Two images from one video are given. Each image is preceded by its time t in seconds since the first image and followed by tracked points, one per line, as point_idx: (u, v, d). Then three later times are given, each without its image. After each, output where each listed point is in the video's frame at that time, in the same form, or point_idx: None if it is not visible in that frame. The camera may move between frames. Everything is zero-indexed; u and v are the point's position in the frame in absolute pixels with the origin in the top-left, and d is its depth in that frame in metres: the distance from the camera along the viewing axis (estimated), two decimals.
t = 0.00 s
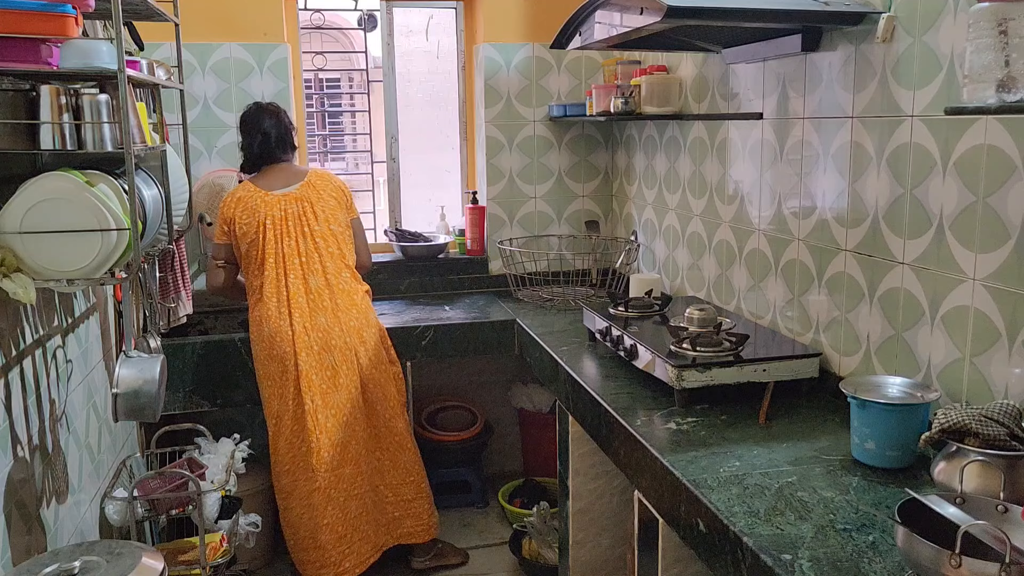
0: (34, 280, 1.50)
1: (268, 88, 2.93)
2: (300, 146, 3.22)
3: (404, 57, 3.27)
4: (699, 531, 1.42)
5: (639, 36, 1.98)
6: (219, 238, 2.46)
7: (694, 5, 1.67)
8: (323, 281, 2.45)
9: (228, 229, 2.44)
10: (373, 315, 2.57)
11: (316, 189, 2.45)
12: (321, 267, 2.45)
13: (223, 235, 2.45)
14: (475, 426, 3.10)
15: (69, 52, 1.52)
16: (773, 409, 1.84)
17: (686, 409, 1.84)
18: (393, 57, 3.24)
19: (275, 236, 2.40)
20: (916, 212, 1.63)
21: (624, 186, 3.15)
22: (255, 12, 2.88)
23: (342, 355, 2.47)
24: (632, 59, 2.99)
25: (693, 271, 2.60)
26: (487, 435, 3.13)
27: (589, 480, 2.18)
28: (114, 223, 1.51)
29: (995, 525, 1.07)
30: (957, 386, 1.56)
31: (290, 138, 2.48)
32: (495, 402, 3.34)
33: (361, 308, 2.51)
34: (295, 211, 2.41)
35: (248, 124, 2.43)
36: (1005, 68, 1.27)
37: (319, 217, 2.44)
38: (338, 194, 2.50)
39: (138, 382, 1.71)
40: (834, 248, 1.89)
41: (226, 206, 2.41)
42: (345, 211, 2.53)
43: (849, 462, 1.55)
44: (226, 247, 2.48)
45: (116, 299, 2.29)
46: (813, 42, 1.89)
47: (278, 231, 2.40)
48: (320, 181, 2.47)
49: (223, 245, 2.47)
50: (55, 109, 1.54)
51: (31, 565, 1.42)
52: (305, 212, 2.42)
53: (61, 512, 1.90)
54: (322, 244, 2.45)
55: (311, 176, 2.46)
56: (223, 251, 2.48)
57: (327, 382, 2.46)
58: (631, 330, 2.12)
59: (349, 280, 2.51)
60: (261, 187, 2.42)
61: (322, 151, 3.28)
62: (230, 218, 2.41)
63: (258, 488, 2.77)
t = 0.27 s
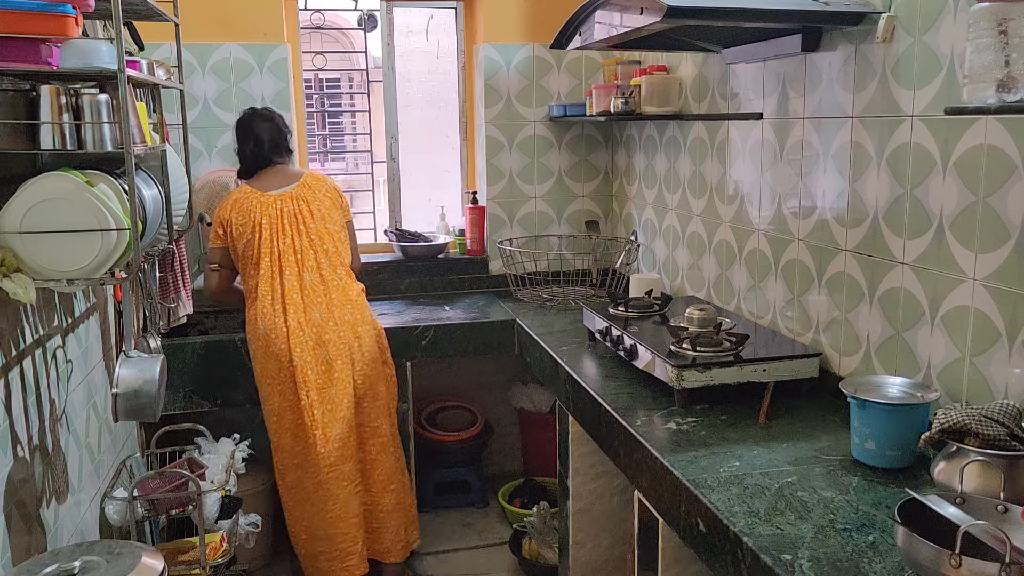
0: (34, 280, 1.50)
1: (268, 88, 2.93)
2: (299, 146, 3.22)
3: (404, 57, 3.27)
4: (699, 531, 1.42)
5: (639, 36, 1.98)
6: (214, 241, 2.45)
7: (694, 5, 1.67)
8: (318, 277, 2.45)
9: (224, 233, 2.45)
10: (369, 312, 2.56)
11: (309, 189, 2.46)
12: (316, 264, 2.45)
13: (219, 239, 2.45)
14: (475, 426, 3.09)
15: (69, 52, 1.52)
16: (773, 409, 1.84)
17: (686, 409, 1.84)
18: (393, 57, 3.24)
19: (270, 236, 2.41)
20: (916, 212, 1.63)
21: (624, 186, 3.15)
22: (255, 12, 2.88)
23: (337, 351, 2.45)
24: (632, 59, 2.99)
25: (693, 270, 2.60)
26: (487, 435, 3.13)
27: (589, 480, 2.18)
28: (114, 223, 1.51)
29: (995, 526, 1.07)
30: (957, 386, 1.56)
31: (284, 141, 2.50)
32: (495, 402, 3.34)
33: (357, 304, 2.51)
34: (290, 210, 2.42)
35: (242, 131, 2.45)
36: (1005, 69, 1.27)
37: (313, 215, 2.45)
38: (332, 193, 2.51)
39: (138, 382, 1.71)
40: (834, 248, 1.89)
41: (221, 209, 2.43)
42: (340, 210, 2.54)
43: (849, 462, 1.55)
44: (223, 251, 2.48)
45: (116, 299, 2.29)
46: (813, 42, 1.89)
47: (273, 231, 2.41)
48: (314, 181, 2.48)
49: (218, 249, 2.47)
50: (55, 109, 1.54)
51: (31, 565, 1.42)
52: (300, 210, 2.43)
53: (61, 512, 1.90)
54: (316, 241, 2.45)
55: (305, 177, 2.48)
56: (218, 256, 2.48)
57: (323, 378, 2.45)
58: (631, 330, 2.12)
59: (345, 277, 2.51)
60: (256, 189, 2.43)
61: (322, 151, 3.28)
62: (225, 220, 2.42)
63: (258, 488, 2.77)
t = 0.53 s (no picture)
0: (34, 280, 1.50)
1: (268, 88, 2.93)
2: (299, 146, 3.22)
3: (404, 57, 3.27)
4: (699, 531, 1.42)
5: (639, 36, 1.98)
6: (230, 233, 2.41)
7: (694, 5, 1.67)
8: (333, 290, 2.43)
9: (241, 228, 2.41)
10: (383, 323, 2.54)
11: (329, 191, 2.39)
12: (333, 275, 2.42)
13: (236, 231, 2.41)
14: (474, 427, 3.09)
15: (69, 52, 1.52)
16: (773, 409, 1.84)
17: (686, 409, 1.84)
18: (393, 57, 3.24)
19: (286, 241, 2.37)
20: (916, 212, 1.63)
21: (625, 186, 3.15)
22: (255, 12, 2.88)
23: (346, 366, 2.45)
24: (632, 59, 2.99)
25: (693, 270, 2.60)
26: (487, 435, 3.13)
27: (590, 479, 2.18)
28: (113, 223, 1.51)
29: (995, 526, 1.07)
30: (957, 387, 1.56)
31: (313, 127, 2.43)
32: (495, 402, 3.34)
33: (370, 318, 2.49)
34: (306, 215, 2.37)
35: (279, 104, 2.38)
36: (1005, 69, 1.27)
37: (334, 221, 2.40)
38: (356, 194, 2.45)
39: (138, 382, 1.71)
40: (834, 248, 1.89)
41: (238, 204, 2.38)
42: (362, 211, 2.48)
43: (849, 462, 1.55)
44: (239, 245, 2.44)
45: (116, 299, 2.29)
46: (813, 42, 1.89)
47: (288, 236, 2.37)
48: (334, 181, 2.41)
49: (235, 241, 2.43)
50: (55, 109, 1.54)
51: (31, 565, 1.42)
52: (319, 216, 2.37)
53: (61, 512, 1.90)
54: (334, 250, 2.41)
55: (326, 176, 2.41)
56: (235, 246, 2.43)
57: (330, 392, 2.46)
58: (631, 330, 2.12)
59: (361, 288, 2.48)
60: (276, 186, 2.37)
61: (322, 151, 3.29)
62: (242, 218, 2.38)
63: (258, 488, 2.77)
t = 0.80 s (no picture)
0: (34, 280, 1.50)
1: (268, 88, 2.93)
2: (299, 145, 3.22)
3: (404, 57, 3.27)
4: (699, 531, 1.42)
5: (639, 36, 1.98)
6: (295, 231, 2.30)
7: (694, 5, 1.67)
8: (387, 305, 2.24)
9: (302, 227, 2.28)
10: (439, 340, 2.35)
11: (391, 198, 2.18)
12: (389, 290, 2.23)
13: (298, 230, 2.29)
14: (474, 427, 3.09)
15: (69, 52, 1.52)
16: (773, 409, 1.84)
17: (686, 409, 1.84)
18: (393, 57, 3.24)
19: (338, 250, 2.20)
20: (916, 212, 1.63)
21: (624, 186, 3.15)
22: (255, 12, 2.88)
23: (396, 385, 2.28)
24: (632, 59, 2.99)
25: (693, 271, 2.60)
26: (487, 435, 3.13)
27: (590, 479, 2.18)
28: (113, 222, 1.51)
29: (995, 526, 1.07)
30: (957, 386, 1.56)
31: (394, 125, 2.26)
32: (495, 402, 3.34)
33: (425, 336, 2.30)
34: (361, 224, 2.18)
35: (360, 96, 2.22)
36: (1005, 69, 1.26)
37: (394, 232, 2.20)
38: (425, 205, 2.23)
39: (138, 382, 1.71)
40: (834, 248, 1.89)
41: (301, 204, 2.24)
42: (422, 224, 2.25)
43: (849, 462, 1.55)
44: (300, 242, 2.33)
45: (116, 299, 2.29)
46: (813, 42, 1.89)
47: (342, 244, 2.19)
48: (403, 185, 2.20)
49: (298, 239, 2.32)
50: (55, 109, 1.54)
51: (31, 565, 1.42)
52: (377, 226, 2.18)
53: (61, 512, 1.90)
54: (386, 263, 2.21)
55: (393, 180, 2.20)
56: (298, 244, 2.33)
57: (374, 412, 2.29)
58: (631, 330, 2.12)
59: (418, 303, 2.29)
60: (337, 188, 2.19)
61: (322, 151, 3.29)
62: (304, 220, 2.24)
63: (258, 488, 2.77)
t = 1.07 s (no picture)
0: (34, 280, 1.50)
1: (268, 88, 2.93)
2: (299, 145, 3.22)
3: (404, 57, 3.27)
4: (699, 531, 1.42)
5: (639, 36, 1.98)
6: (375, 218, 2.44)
7: (694, 5, 1.67)
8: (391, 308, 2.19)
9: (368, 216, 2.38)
10: (449, 349, 2.21)
11: (401, 200, 2.11)
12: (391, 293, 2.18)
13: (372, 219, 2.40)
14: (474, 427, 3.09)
15: (69, 52, 1.52)
16: (773, 409, 1.84)
17: (686, 409, 1.84)
18: (393, 57, 3.24)
19: (365, 245, 2.25)
20: (916, 212, 1.63)
21: (624, 186, 3.15)
22: (255, 12, 2.88)
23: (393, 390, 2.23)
24: (632, 59, 2.99)
25: (693, 271, 2.60)
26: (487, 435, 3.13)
27: (589, 479, 2.18)
28: (113, 222, 1.51)
29: (995, 526, 1.07)
30: (957, 386, 1.56)
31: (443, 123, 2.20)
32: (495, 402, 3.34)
33: (425, 343, 2.19)
34: (376, 223, 2.18)
35: (413, 95, 2.17)
36: (1005, 68, 1.26)
37: (393, 234, 2.13)
38: (426, 208, 2.09)
39: (138, 382, 1.71)
40: (834, 248, 1.89)
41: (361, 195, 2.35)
42: (432, 231, 2.11)
43: (849, 462, 1.55)
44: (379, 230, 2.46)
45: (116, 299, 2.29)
46: (813, 42, 1.89)
47: (366, 240, 2.25)
48: (416, 186, 2.10)
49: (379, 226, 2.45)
50: (55, 109, 1.54)
51: (31, 565, 1.42)
52: (386, 228, 2.15)
53: (61, 512, 1.89)
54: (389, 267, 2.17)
55: (411, 180, 2.11)
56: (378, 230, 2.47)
57: (377, 410, 2.30)
58: (631, 330, 2.12)
59: (423, 308, 2.18)
60: (373, 183, 2.21)
61: (322, 151, 3.29)
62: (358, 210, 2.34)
63: (258, 488, 2.77)
